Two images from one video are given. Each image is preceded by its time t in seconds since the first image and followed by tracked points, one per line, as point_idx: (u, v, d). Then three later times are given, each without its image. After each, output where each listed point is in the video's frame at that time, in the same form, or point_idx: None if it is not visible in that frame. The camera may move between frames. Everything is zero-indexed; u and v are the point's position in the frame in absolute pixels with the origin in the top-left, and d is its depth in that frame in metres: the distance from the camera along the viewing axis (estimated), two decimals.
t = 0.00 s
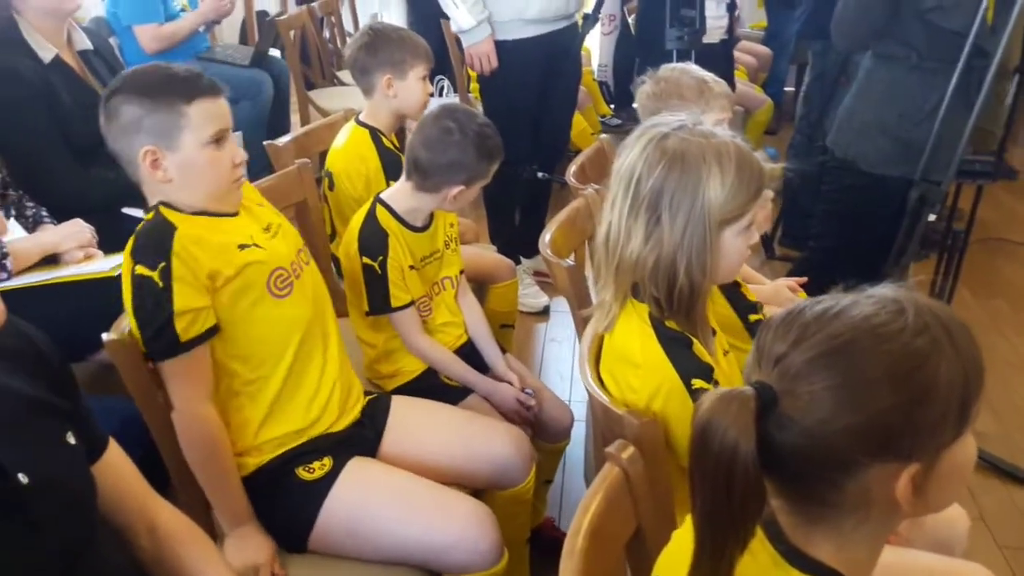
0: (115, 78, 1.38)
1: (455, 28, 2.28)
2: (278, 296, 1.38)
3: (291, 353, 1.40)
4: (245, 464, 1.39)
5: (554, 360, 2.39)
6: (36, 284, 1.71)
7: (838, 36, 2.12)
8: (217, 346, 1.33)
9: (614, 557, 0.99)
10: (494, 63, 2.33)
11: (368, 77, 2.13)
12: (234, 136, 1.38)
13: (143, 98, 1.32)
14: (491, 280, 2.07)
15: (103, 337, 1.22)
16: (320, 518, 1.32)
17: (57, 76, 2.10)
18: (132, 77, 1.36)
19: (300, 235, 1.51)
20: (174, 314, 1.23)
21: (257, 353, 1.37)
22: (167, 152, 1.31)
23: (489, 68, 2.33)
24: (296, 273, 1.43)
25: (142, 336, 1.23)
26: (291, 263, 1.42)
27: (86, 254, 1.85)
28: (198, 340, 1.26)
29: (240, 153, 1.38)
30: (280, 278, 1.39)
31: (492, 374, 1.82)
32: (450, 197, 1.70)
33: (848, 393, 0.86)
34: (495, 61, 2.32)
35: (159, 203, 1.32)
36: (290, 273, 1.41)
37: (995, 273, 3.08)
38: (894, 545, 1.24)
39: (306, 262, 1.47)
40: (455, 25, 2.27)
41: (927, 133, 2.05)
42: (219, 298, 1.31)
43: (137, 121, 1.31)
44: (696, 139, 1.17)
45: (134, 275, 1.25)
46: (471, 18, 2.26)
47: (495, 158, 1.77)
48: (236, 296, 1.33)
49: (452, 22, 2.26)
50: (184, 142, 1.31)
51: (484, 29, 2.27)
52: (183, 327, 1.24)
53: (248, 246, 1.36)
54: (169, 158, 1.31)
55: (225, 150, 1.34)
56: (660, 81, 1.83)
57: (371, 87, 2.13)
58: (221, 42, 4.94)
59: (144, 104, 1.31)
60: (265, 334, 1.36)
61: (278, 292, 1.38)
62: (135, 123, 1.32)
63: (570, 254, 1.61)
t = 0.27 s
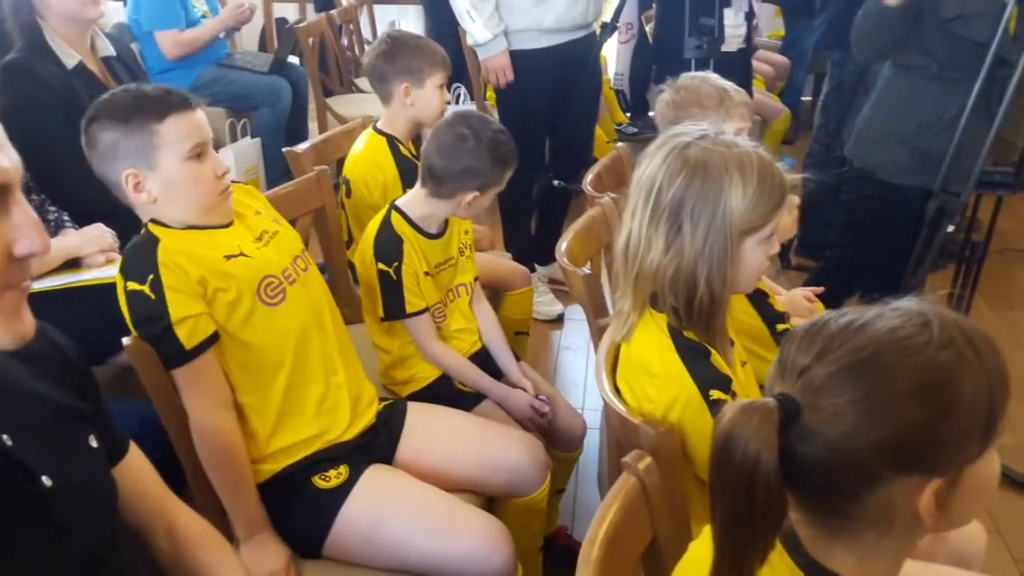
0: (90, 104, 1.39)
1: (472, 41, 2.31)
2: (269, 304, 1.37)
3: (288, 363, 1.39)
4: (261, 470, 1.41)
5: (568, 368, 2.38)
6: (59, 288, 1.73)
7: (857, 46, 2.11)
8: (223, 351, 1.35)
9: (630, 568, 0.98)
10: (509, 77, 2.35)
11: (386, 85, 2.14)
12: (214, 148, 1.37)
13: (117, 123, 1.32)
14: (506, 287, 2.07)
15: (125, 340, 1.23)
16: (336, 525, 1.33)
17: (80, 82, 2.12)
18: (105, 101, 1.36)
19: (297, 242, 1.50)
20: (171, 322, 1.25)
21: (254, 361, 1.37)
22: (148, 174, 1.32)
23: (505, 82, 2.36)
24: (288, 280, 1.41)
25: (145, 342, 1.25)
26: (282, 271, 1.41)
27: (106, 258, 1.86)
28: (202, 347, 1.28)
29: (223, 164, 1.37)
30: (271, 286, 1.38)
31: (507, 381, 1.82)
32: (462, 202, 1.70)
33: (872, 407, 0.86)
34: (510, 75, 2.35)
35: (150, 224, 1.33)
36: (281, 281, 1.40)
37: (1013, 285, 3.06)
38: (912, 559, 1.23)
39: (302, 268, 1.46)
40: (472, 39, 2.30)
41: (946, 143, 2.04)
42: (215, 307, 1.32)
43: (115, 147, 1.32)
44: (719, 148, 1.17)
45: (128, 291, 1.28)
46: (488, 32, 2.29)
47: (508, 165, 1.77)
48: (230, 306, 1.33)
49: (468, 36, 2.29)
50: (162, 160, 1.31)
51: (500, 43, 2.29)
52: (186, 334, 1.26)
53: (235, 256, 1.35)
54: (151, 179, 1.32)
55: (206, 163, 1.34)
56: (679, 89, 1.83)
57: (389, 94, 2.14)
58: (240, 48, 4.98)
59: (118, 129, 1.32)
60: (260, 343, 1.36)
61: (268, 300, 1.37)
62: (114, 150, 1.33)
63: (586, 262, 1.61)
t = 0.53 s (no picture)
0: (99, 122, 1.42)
1: (487, 53, 2.31)
2: (283, 309, 1.38)
3: (301, 369, 1.39)
4: (277, 476, 1.41)
5: (584, 377, 2.38)
6: (82, 291, 1.76)
7: (876, 56, 2.10)
8: (240, 356, 1.36)
9: None
10: (525, 88, 2.36)
11: (403, 93, 2.15)
12: (221, 157, 1.39)
13: (124, 138, 1.35)
14: (522, 294, 2.06)
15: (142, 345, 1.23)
16: (352, 531, 1.33)
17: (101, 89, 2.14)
18: (112, 118, 1.39)
19: (312, 248, 1.51)
20: (188, 327, 1.26)
21: (271, 366, 1.37)
22: (156, 187, 1.34)
23: (521, 93, 2.36)
24: (302, 285, 1.42)
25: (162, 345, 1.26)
26: (296, 276, 1.41)
27: (126, 263, 1.88)
28: (219, 352, 1.28)
29: (230, 172, 1.39)
30: (284, 291, 1.38)
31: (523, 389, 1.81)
32: (478, 208, 1.69)
33: (892, 421, 0.85)
34: (526, 86, 2.35)
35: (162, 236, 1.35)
36: (295, 286, 1.41)
37: None
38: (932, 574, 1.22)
39: (316, 274, 1.47)
40: (488, 51, 2.29)
41: (967, 154, 2.02)
42: (232, 311, 1.32)
43: (124, 161, 1.35)
44: (739, 159, 1.17)
45: (145, 297, 1.29)
46: (503, 44, 2.29)
47: (525, 172, 1.76)
48: (244, 311, 1.33)
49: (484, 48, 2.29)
50: (170, 172, 1.34)
51: (516, 54, 2.30)
52: (202, 338, 1.27)
53: (249, 262, 1.36)
54: (160, 191, 1.34)
55: (213, 173, 1.36)
56: (698, 98, 1.83)
57: (406, 102, 2.15)
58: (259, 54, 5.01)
59: (126, 144, 1.35)
60: (273, 349, 1.36)
61: (281, 305, 1.37)
62: (123, 164, 1.36)
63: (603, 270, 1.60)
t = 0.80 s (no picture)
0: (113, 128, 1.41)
1: (503, 62, 2.33)
2: (296, 317, 1.37)
3: (315, 375, 1.40)
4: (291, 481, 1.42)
5: (599, 386, 2.37)
6: (99, 296, 1.77)
7: (896, 67, 2.09)
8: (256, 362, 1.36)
9: None
10: (541, 97, 2.36)
11: (421, 101, 2.15)
12: (235, 163, 1.38)
13: (138, 144, 1.34)
14: (536, 302, 2.06)
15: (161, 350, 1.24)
16: (367, 538, 1.33)
17: (121, 94, 2.15)
18: (125, 123, 1.38)
19: (329, 255, 1.51)
20: (206, 334, 1.26)
21: (286, 372, 1.38)
22: (171, 192, 1.33)
23: (536, 102, 2.37)
24: (316, 294, 1.41)
25: (179, 350, 1.26)
26: (311, 285, 1.41)
27: (144, 268, 1.89)
28: (235, 360, 1.29)
29: (245, 177, 1.38)
30: (299, 300, 1.38)
31: (538, 398, 1.81)
32: (497, 217, 1.69)
33: (913, 436, 0.84)
34: (541, 95, 2.35)
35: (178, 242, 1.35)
36: (310, 295, 1.40)
37: None
38: None
39: (331, 282, 1.46)
40: (504, 60, 2.31)
41: (988, 166, 2.01)
42: (249, 318, 1.32)
43: (138, 167, 1.34)
44: (758, 169, 1.16)
45: (163, 302, 1.29)
46: (519, 53, 2.30)
47: (545, 182, 1.76)
48: (259, 317, 1.33)
49: (500, 57, 2.30)
50: (185, 180, 1.32)
51: (531, 63, 2.30)
52: (218, 346, 1.27)
53: (265, 269, 1.35)
54: (174, 197, 1.33)
55: (228, 179, 1.35)
56: (718, 107, 1.82)
57: (424, 110, 2.15)
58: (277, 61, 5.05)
59: (140, 149, 1.33)
60: (287, 356, 1.37)
61: (295, 313, 1.37)
62: (137, 169, 1.34)
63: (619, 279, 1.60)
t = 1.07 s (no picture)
0: (159, 120, 1.40)
1: (518, 71, 2.33)
2: (314, 335, 1.38)
3: (333, 385, 1.41)
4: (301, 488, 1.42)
5: (614, 396, 2.36)
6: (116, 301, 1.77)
7: (915, 78, 2.08)
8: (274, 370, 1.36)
9: None
10: (555, 107, 2.36)
11: (439, 109, 2.16)
12: (277, 178, 1.38)
13: (185, 146, 1.34)
14: (551, 312, 2.07)
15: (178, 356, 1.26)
16: (383, 546, 1.33)
17: (141, 100, 2.17)
18: (176, 120, 1.38)
19: (352, 271, 1.52)
20: (227, 340, 1.27)
21: (305, 382, 1.38)
22: (210, 199, 1.34)
23: (551, 110, 2.37)
24: (335, 311, 1.42)
25: (199, 356, 1.27)
26: (330, 302, 1.42)
27: (161, 273, 1.90)
28: (255, 368, 1.29)
29: (283, 194, 1.39)
30: (317, 318, 1.39)
31: (554, 408, 1.81)
32: (515, 228, 1.70)
33: (933, 449, 0.83)
34: (556, 104, 2.36)
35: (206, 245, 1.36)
36: (329, 312, 1.41)
37: None
38: None
39: (351, 298, 1.47)
40: (518, 68, 2.31)
41: (1009, 177, 1.99)
42: (269, 328, 1.33)
43: (181, 168, 1.34)
44: (778, 179, 1.16)
45: (185, 306, 1.30)
46: (534, 61, 2.30)
47: (565, 191, 1.76)
48: (278, 328, 1.34)
49: (514, 66, 2.31)
50: (226, 188, 1.33)
51: (546, 72, 2.30)
52: (239, 354, 1.28)
53: (287, 283, 1.36)
54: (212, 204, 1.34)
55: (268, 193, 1.36)
56: (737, 116, 1.82)
57: (442, 118, 2.16)
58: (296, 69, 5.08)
59: (186, 151, 1.34)
60: (305, 369, 1.37)
61: (313, 331, 1.38)
62: (180, 170, 1.35)
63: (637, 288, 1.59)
